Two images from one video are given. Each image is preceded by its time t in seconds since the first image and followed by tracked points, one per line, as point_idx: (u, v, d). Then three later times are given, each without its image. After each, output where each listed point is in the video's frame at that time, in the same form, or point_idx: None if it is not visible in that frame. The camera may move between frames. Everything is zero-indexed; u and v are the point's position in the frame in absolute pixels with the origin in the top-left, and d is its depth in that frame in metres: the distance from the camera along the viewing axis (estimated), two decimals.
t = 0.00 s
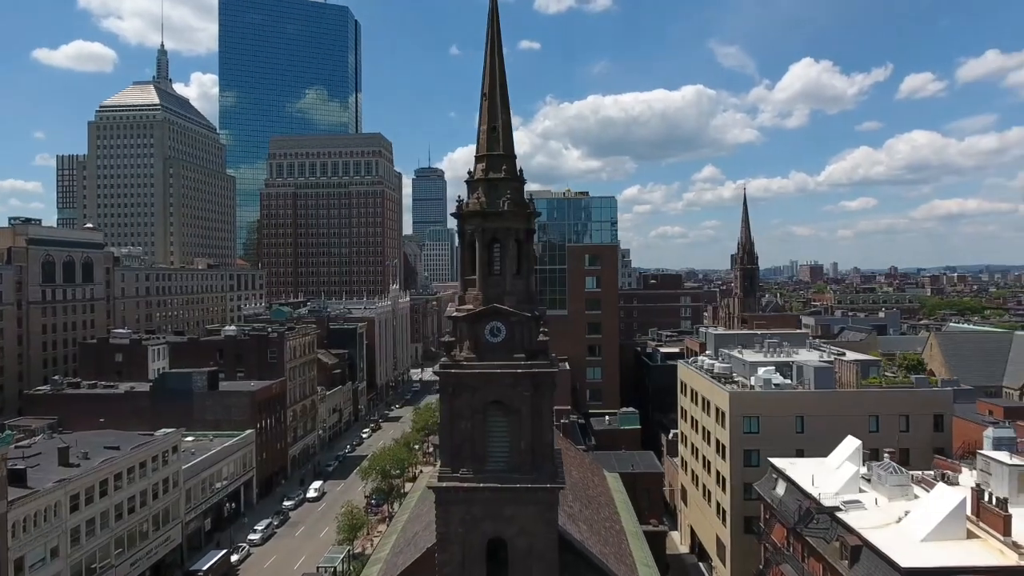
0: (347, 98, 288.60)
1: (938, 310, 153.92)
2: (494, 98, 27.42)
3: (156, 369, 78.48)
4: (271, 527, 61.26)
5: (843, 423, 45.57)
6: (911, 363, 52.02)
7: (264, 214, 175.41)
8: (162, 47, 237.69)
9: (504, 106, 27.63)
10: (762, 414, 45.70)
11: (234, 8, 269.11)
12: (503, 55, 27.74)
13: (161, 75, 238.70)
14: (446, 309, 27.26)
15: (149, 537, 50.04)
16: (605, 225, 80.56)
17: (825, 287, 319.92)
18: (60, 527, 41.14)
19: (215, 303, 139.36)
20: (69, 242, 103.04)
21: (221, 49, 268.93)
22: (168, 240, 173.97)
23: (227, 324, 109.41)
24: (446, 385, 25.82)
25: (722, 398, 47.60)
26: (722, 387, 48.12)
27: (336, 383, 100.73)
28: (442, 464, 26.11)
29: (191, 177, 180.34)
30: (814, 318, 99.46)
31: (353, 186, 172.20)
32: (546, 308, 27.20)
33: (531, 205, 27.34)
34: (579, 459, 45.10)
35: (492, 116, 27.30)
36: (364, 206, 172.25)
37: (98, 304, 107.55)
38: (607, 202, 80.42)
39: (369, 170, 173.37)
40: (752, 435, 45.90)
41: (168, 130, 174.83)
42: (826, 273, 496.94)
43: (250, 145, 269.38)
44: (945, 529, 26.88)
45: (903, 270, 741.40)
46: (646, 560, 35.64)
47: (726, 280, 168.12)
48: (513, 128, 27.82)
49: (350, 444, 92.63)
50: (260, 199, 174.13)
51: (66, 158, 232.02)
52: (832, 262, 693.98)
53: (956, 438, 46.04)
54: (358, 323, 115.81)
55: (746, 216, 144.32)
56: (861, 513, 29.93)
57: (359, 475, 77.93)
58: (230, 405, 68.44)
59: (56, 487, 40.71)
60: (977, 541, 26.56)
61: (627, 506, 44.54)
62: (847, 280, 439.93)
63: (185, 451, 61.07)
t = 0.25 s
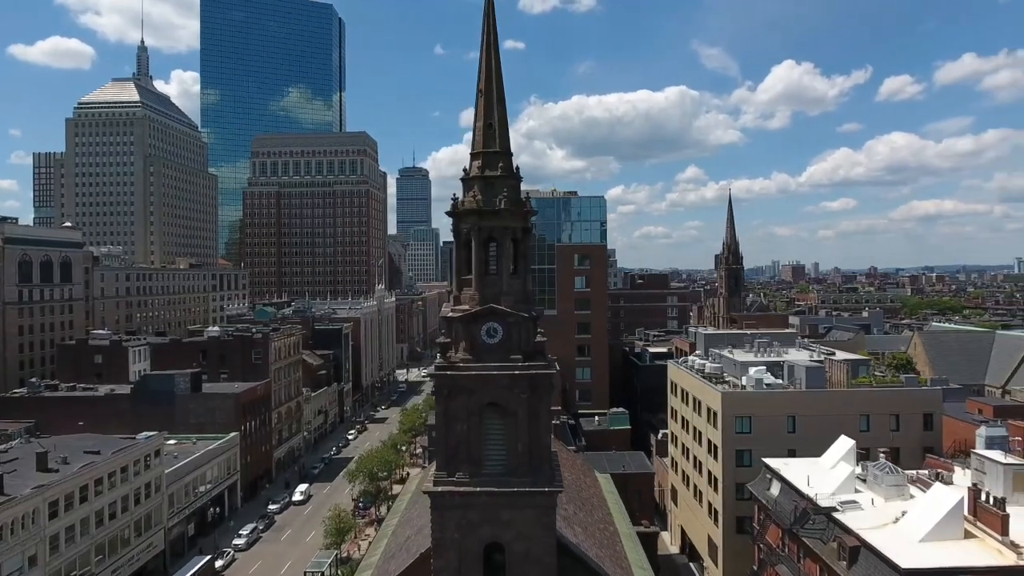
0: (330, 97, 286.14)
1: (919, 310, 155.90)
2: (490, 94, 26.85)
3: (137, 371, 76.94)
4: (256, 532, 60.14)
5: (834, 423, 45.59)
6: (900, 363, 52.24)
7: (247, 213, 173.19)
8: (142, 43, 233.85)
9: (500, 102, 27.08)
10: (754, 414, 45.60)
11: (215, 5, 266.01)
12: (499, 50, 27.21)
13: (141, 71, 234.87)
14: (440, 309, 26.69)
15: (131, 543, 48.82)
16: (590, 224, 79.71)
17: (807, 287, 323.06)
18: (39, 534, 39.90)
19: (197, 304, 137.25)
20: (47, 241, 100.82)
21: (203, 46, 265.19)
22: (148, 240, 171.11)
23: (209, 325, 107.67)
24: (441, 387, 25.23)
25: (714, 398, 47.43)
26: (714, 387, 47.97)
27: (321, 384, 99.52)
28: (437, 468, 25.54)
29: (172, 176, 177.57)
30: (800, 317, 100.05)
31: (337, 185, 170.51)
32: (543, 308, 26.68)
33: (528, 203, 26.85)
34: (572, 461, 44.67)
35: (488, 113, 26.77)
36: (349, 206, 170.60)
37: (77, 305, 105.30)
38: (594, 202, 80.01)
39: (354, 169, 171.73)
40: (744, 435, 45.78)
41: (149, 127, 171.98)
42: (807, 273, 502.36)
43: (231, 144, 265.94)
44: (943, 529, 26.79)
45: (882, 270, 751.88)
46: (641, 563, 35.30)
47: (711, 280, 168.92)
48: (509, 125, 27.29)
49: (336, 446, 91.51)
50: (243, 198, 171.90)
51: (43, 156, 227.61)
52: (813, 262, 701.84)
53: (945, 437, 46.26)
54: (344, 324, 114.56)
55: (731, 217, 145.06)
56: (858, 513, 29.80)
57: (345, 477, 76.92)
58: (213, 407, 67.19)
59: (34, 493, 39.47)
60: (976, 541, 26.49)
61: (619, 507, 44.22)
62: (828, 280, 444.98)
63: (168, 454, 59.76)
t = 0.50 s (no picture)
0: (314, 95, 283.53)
1: (900, 309, 157.68)
2: (486, 90, 26.32)
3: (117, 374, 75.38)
4: (241, 537, 58.97)
5: (825, 422, 45.61)
6: (888, 362, 52.49)
7: (229, 212, 170.82)
8: (121, 39, 229.99)
9: (496, 98, 26.53)
10: (746, 414, 45.50)
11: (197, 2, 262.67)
12: (495, 45, 26.65)
13: (120, 68, 230.99)
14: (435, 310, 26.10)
15: (111, 550, 47.57)
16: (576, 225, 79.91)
17: (789, 287, 326.14)
18: (17, 543, 38.69)
19: (178, 304, 134.95)
20: (23, 241, 98.55)
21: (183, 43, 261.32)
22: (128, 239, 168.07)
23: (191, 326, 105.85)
24: (436, 390, 24.65)
25: (705, 399, 47.27)
26: (705, 387, 47.84)
27: (306, 385, 98.27)
28: (433, 472, 24.96)
29: (152, 174, 174.65)
30: (785, 317, 100.52)
31: (321, 184, 168.75)
32: (540, 308, 26.18)
33: (524, 202, 26.33)
34: (563, 462, 44.25)
35: (484, 109, 26.20)
36: (333, 205, 168.75)
37: (54, 306, 102.99)
38: (581, 202, 80.05)
39: (338, 168, 169.96)
40: (736, 435, 45.64)
41: (128, 125, 168.89)
42: (788, 273, 507.31)
43: (212, 142, 262.53)
44: (941, 529, 26.70)
45: (862, 270, 761.89)
46: (636, 565, 34.93)
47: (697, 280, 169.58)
48: (505, 121, 26.75)
49: (321, 448, 90.31)
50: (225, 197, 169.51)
51: (19, 154, 223.10)
52: (794, 263, 709.43)
53: (934, 436, 46.51)
54: (329, 324, 113.23)
55: (716, 217, 145.75)
56: (855, 514, 29.64)
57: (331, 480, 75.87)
58: (196, 410, 65.82)
59: (11, 500, 38.24)
60: (974, 541, 26.42)
61: (612, 508, 43.81)
62: (809, 280, 449.53)
63: (149, 459, 58.44)
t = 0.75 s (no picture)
0: (297, 94, 280.70)
1: (883, 309, 159.24)
2: (482, 86, 25.79)
3: (96, 376, 73.80)
4: (225, 541, 57.78)
5: (817, 422, 45.61)
6: (877, 362, 52.72)
7: (211, 211, 168.33)
8: (99, 34, 226.06)
9: (493, 94, 26.01)
10: (738, 414, 45.38)
11: None
12: (491, 40, 26.12)
13: (98, 64, 227.05)
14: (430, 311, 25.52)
15: (91, 558, 46.31)
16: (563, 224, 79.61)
17: (772, 287, 328.65)
18: None
19: (159, 305, 132.75)
20: None
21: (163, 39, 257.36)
22: (107, 238, 164.94)
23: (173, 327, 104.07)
24: (432, 393, 24.06)
25: (697, 399, 47.07)
26: (697, 388, 47.66)
27: (290, 387, 96.94)
28: (427, 477, 24.34)
29: (132, 172, 171.71)
30: (772, 316, 100.93)
31: (306, 183, 166.81)
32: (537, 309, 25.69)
33: (521, 200, 25.85)
34: (555, 464, 43.80)
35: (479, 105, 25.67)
36: (317, 204, 166.81)
37: (30, 306, 100.67)
38: (569, 202, 79.58)
39: (322, 167, 168.08)
40: (728, 435, 45.49)
41: (108, 122, 165.94)
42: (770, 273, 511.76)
43: (193, 141, 259.00)
44: (939, 530, 26.62)
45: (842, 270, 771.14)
46: (631, 568, 34.54)
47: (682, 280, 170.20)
48: (502, 118, 26.24)
49: (306, 450, 89.05)
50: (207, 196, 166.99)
51: None
52: (776, 263, 716.15)
53: (923, 435, 46.71)
54: (314, 325, 111.83)
55: (702, 217, 146.26)
56: (852, 515, 29.50)
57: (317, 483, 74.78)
58: (179, 413, 64.45)
59: None
60: (971, 541, 26.38)
61: (604, 510, 43.42)
62: (791, 280, 453.77)
63: (130, 463, 57.10)
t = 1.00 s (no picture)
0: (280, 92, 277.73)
1: (865, 309, 160.83)
2: (479, 81, 25.22)
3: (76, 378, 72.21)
4: (210, 547, 56.62)
5: (809, 422, 45.59)
6: (867, 361, 52.90)
7: (192, 210, 165.81)
8: (77, 30, 222.01)
9: (490, 90, 25.45)
10: (731, 414, 45.21)
11: None
12: (488, 34, 25.54)
13: (77, 60, 223.03)
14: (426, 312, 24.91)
15: (72, 565, 45.04)
16: (547, 223, 79.04)
17: (754, 287, 331.21)
18: None
19: (140, 305, 130.40)
20: None
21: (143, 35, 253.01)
22: (85, 238, 161.83)
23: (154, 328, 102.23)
24: (429, 396, 23.46)
25: (690, 399, 46.88)
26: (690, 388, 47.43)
27: (275, 388, 95.59)
28: (424, 481, 23.76)
29: (111, 171, 168.67)
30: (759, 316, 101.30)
31: (289, 182, 164.87)
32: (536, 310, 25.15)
33: (519, 198, 25.29)
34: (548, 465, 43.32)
35: (477, 102, 25.08)
36: (301, 203, 164.93)
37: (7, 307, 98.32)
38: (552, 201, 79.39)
39: (306, 165, 166.23)
40: (721, 436, 45.30)
41: (86, 119, 162.81)
42: (753, 273, 515.94)
43: (174, 139, 255.30)
44: (938, 530, 26.51)
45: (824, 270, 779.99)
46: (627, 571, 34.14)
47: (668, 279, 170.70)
48: (499, 114, 25.68)
49: (291, 453, 87.81)
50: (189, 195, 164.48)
51: None
52: (759, 263, 722.39)
53: (914, 434, 46.86)
54: (299, 325, 110.43)
55: (688, 217, 146.76)
56: (850, 516, 29.33)
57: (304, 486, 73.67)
58: (162, 416, 63.04)
59: None
60: (970, 541, 26.29)
61: (597, 512, 43.01)
62: (773, 280, 458.04)
63: (112, 467, 55.75)
